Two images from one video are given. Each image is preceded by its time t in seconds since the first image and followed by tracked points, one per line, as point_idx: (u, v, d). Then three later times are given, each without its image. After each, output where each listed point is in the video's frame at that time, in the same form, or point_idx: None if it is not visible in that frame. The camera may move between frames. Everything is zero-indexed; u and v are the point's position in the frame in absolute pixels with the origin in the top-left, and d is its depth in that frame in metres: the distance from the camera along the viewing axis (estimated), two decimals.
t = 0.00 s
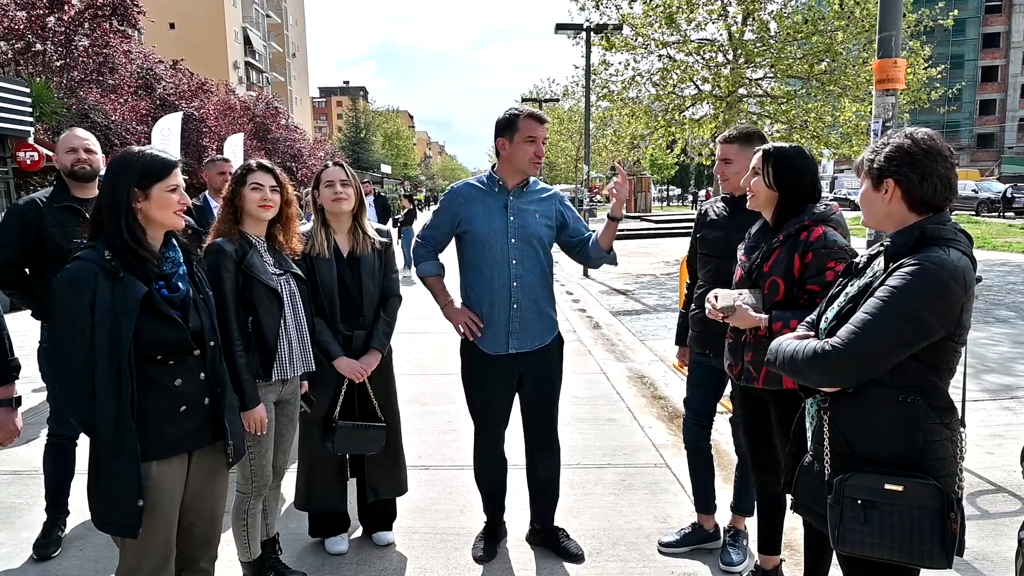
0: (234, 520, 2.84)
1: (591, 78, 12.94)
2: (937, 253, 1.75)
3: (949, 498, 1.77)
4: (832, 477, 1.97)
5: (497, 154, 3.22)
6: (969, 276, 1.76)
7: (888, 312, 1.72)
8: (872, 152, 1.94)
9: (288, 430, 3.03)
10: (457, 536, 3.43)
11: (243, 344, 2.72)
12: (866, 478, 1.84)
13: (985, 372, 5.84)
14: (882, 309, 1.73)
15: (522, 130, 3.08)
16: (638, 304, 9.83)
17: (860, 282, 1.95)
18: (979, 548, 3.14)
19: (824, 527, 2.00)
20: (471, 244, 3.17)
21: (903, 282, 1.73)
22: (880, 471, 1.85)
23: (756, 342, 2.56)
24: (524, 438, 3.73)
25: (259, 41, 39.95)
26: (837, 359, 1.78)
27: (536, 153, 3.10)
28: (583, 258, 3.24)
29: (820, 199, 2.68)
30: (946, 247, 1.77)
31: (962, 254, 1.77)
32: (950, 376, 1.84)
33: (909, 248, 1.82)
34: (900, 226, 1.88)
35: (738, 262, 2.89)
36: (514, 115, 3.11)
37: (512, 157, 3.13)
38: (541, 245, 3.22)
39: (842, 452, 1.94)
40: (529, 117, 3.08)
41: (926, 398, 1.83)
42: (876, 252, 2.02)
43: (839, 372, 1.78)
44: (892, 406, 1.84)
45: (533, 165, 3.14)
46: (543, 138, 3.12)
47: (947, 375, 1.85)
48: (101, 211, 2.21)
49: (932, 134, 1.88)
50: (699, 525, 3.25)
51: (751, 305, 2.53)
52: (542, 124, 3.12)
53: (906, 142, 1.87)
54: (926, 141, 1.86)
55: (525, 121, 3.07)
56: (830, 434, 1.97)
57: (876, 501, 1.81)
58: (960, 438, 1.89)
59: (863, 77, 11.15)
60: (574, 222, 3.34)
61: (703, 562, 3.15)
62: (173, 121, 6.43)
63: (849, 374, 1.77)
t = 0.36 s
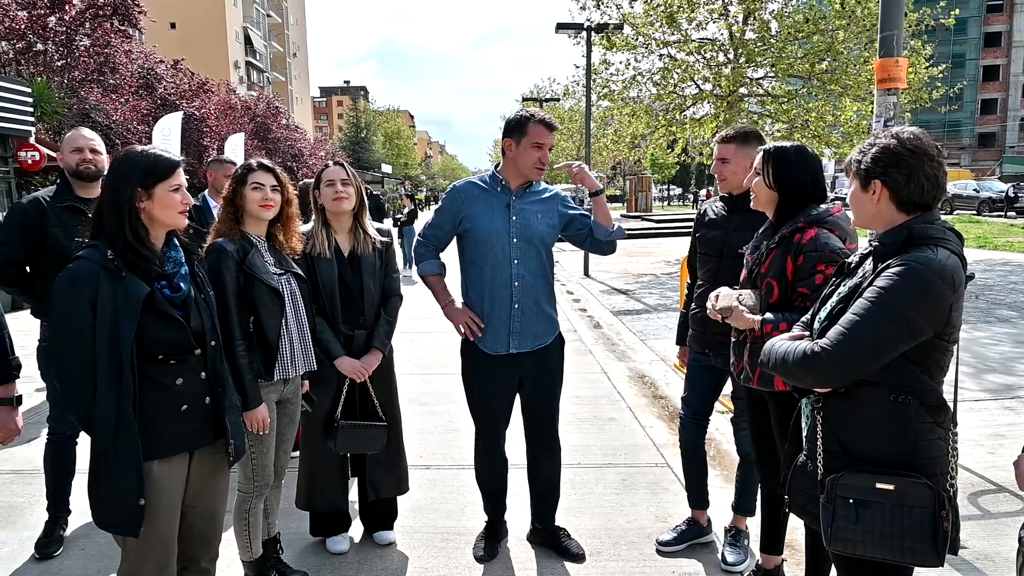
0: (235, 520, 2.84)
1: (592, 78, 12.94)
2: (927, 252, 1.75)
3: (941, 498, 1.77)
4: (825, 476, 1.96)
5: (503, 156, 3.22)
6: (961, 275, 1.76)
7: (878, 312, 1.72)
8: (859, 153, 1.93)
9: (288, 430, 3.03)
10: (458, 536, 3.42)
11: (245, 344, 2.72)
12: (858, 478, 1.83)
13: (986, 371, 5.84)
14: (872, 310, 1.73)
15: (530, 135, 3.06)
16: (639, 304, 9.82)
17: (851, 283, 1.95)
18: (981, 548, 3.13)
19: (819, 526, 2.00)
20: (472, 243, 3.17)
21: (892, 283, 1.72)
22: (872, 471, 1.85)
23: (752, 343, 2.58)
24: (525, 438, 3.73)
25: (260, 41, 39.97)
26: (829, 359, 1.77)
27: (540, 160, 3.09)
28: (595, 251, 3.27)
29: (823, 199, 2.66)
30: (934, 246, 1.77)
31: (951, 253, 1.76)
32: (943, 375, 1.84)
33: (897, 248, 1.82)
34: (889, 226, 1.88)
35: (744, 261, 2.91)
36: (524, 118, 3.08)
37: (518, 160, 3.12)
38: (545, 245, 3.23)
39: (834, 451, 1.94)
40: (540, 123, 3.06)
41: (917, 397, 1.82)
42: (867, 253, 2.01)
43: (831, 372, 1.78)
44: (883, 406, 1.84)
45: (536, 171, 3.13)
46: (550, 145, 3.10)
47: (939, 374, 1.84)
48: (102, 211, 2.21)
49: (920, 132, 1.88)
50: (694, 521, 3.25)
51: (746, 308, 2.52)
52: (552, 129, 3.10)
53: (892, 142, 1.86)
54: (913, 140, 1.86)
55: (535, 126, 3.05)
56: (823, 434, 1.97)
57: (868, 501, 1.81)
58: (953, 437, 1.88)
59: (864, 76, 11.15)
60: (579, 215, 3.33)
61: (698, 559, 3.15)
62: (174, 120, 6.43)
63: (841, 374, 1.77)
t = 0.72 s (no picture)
0: (236, 517, 2.85)
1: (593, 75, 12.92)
2: (918, 250, 1.74)
3: (936, 495, 1.77)
4: (820, 475, 1.97)
5: (507, 153, 3.22)
6: (954, 272, 1.75)
7: (871, 310, 1.71)
8: (849, 151, 1.93)
9: (289, 428, 3.04)
10: (458, 533, 3.43)
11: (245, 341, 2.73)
12: (852, 477, 1.84)
13: (988, 369, 5.82)
14: (862, 309, 1.72)
15: (536, 130, 3.06)
16: (640, 301, 9.82)
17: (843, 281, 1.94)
18: (982, 546, 3.13)
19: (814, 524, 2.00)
20: (474, 240, 3.17)
21: (881, 281, 1.72)
22: (865, 469, 1.85)
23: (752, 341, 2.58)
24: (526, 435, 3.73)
25: (262, 39, 40.00)
26: (822, 359, 1.77)
27: (546, 155, 3.11)
28: (596, 254, 3.28)
29: (826, 197, 2.66)
30: (925, 244, 1.76)
31: (942, 250, 1.76)
32: (936, 373, 1.83)
33: (888, 246, 1.81)
34: (880, 224, 1.88)
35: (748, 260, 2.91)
36: (529, 114, 3.08)
37: (523, 155, 3.12)
38: (546, 244, 3.23)
39: (829, 450, 1.94)
40: (545, 120, 3.06)
41: (911, 395, 1.82)
42: (859, 252, 2.00)
43: (825, 371, 1.78)
44: (876, 405, 1.83)
45: (541, 167, 3.14)
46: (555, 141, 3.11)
47: (933, 372, 1.83)
48: (104, 210, 2.21)
49: (908, 130, 1.88)
50: (687, 519, 3.26)
51: (749, 306, 2.53)
52: (557, 127, 3.10)
53: (882, 139, 1.86)
54: (901, 138, 1.85)
55: (541, 122, 3.05)
56: (817, 433, 1.98)
57: (862, 499, 1.81)
58: (948, 435, 1.87)
59: (866, 73, 11.12)
60: (579, 217, 3.34)
61: (692, 557, 3.15)
62: (174, 118, 6.44)
63: (836, 373, 1.77)
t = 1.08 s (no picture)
0: (236, 518, 2.85)
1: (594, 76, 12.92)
2: (916, 251, 1.75)
3: (932, 497, 1.77)
4: (816, 475, 1.97)
5: (508, 154, 3.21)
6: (953, 273, 1.76)
7: (870, 310, 1.71)
8: (848, 151, 1.93)
9: (289, 427, 3.04)
10: (459, 534, 3.43)
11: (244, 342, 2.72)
12: (847, 477, 1.84)
13: (988, 369, 5.83)
14: (861, 308, 1.72)
15: (537, 132, 3.07)
16: (641, 301, 9.82)
17: (841, 281, 1.94)
18: (982, 545, 3.14)
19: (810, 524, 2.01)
20: (475, 240, 3.17)
21: (879, 282, 1.72)
22: (862, 471, 1.85)
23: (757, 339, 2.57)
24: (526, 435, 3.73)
25: (262, 38, 39.99)
26: (820, 359, 1.77)
27: (547, 156, 3.10)
28: (598, 254, 3.29)
29: (826, 197, 2.67)
30: (924, 244, 1.76)
31: (941, 251, 1.76)
32: (934, 375, 1.83)
33: (887, 246, 1.82)
34: (878, 224, 1.88)
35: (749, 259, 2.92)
36: (530, 115, 3.08)
37: (524, 156, 3.12)
38: (546, 244, 3.22)
39: (826, 451, 1.95)
40: (547, 121, 3.06)
41: (908, 396, 1.82)
42: (858, 252, 2.01)
43: (823, 372, 1.77)
44: (874, 406, 1.84)
45: (542, 168, 3.14)
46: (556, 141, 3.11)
47: (930, 374, 1.84)
48: (102, 210, 2.21)
49: (907, 130, 1.88)
50: (687, 519, 3.26)
51: (751, 304, 2.52)
52: (558, 127, 3.10)
53: (880, 139, 1.86)
54: (899, 138, 1.86)
55: (542, 123, 3.05)
56: (815, 434, 1.98)
57: (858, 501, 1.81)
58: (944, 436, 1.88)
59: (866, 73, 11.12)
60: (580, 217, 3.33)
61: (695, 557, 3.15)
62: (175, 118, 6.42)
63: (834, 374, 1.77)
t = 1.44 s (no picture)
0: (236, 518, 2.85)
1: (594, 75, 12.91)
2: (924, 252, 1.75)
3: (930, 498, 1.77)
4: (815, 475, 1.97)
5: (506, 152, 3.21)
6: (957, 275, 1.76)
7: (875, 311, 1.71)
8: (867, 145, 1.92)
9: (289, 427, 3.04)
10: (460, 533, 3.43)
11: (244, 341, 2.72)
12: (847, 478, 1.84)
13: (989, 369, 5.83)
14: (866, 309, 1.72)
15: (528, 124, 3.08)
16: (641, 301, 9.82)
17: (846, 280, 1.94)
18: (982, 545, 3.14)
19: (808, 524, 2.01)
20: (476, 241, 3.17)
21: (886, 282, 1.72)
22: (862, 471, 1.85)
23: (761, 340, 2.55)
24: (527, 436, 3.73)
25: (263, 38, 40.00)
26: (823, 359, 1.77)
27: (538, 147, 3.08)
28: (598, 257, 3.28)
29: (827, 197, 2.67)
30: (932, 246, 1.77)
31: (947, 254, 1.77)
32: (935, 376, 1.83)
33: (894, 246, 1.82)
34: (887, 223, 1.89)
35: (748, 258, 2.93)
36: (519, 111, 3.12)
37: (517, 152, 3.12)
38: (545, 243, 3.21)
39: (825, 451, 1.95)
40: (536, 113, 3.07)
41: (907, 397, 1.82)
42: (862, 251, 2.01)
43: (827, 371, 1.77)
44: (875, 406, 1.84)
45: (535, 160, 3.12)
46: (547, 134, 3.10)
47: (931, 375, 1.84)
48: (101, 211, 2.20)
49: (931, 132, 1.87)
50: (688, 519, 3.26)
51: (752, 305, 2.51)
52: (551, 120, 3.10)
53: (905, 138, 1.85)
54: (924, 139, 1.85)
55: (533, 115, 3.07)
56: (815, 434, 1.98)
57: (857, 501, 1.81)
58: (943, 437, 1.88)
59: (866, 73, 11.12)
60: (581, 217, 3.31)
61: (696, 557, 3.15)
62: (175, 117, 6.41)
63: (836, 373, 1.77)
